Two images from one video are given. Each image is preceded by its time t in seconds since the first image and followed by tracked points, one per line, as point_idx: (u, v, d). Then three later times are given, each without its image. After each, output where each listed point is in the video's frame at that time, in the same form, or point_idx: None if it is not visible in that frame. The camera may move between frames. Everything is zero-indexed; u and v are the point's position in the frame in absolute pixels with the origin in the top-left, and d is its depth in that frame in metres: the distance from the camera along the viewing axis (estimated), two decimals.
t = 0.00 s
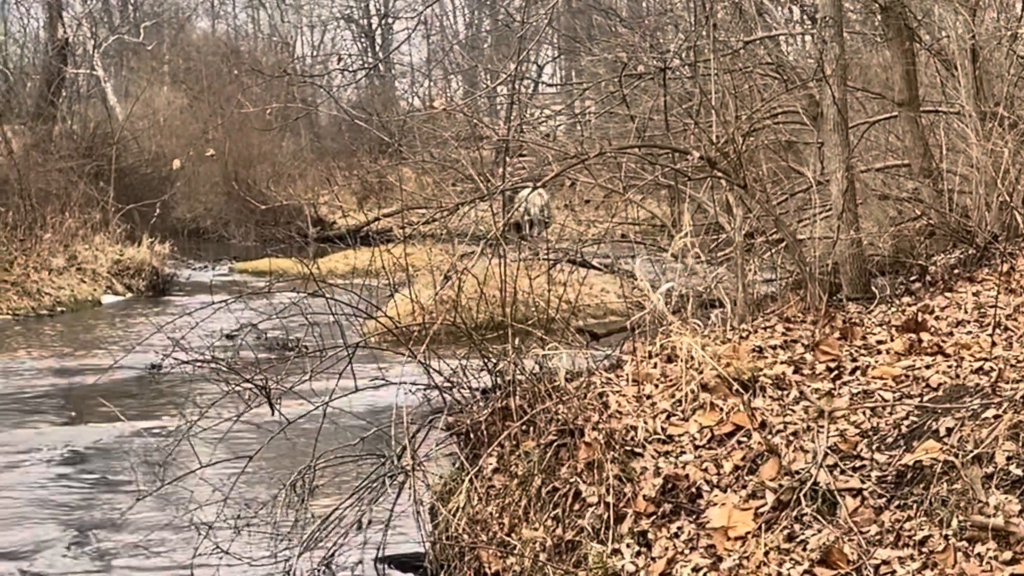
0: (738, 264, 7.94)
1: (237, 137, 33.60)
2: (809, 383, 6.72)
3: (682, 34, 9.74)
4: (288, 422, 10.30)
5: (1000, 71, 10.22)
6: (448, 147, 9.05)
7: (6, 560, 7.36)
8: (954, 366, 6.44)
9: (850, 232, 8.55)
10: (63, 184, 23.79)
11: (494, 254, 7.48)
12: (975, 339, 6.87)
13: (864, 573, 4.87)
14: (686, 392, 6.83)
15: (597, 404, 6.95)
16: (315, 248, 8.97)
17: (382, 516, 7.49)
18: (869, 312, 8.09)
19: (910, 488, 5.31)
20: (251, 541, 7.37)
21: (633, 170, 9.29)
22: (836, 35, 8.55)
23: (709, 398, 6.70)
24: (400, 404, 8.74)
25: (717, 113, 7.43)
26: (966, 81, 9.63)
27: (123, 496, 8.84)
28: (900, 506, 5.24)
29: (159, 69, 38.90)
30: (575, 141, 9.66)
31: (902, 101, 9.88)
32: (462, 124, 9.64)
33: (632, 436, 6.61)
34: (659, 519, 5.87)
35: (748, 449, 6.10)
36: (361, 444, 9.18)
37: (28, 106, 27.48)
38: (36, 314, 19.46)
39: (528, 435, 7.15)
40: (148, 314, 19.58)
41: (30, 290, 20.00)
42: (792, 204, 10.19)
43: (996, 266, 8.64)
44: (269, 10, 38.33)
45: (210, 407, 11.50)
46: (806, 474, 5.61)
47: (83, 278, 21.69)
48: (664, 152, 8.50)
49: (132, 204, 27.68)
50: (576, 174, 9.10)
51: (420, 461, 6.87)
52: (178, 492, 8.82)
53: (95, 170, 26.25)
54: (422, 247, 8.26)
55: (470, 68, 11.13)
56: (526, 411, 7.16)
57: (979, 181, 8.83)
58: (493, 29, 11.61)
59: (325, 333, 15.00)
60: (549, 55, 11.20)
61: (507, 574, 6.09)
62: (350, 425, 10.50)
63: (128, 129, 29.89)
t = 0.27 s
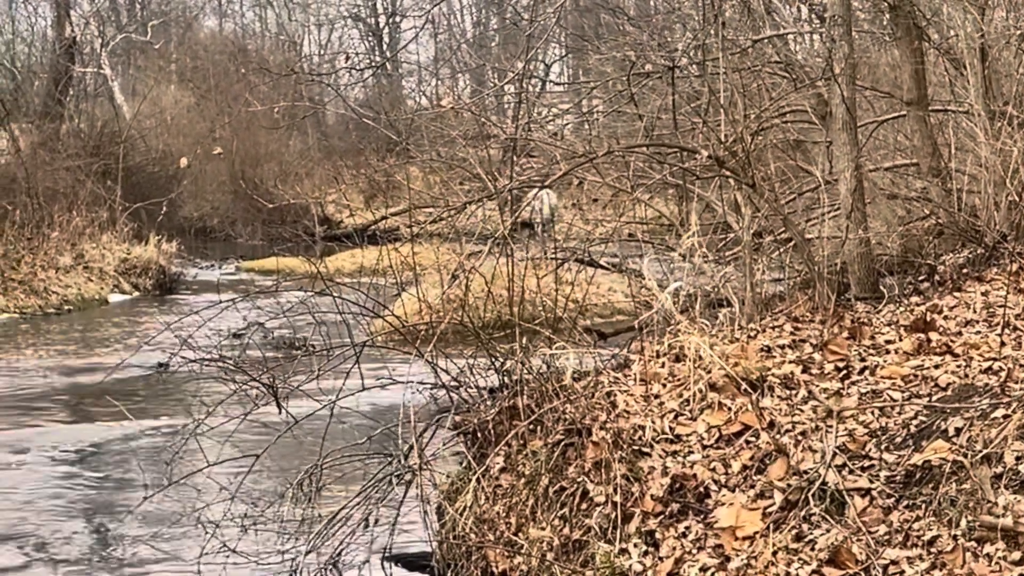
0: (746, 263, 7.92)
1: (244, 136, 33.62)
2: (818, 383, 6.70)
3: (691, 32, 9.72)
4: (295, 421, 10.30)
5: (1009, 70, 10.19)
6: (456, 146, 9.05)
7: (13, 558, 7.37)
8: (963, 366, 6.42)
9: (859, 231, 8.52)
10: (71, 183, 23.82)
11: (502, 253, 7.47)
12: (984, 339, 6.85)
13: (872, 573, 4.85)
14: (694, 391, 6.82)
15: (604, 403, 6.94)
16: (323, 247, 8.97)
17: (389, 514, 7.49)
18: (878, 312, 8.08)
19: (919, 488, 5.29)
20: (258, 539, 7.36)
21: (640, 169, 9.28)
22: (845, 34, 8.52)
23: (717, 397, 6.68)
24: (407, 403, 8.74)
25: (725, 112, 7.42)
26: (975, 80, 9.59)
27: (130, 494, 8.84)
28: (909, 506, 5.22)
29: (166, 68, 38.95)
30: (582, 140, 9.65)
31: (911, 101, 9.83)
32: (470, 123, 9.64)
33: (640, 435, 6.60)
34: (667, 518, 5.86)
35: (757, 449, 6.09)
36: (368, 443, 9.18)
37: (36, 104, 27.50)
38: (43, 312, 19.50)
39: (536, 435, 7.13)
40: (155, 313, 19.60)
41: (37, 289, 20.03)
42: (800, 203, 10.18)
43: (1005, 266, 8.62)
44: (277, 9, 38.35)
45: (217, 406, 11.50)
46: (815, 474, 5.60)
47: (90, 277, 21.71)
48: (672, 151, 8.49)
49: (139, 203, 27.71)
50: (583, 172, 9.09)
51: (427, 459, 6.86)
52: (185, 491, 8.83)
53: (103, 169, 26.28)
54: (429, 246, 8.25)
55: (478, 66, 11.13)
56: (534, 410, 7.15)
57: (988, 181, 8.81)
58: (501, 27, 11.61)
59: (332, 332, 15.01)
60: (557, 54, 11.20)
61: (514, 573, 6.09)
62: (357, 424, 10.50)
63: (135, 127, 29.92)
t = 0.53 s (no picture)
0: (755, 262, 7.91)
1: (252, 135, 33.66)
2: (828, 382, 6.70)
3: (700, 32, 9.72)
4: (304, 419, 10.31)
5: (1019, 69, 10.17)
6: (465, 145, 9.05)
7: (23, 556, 7.39)
8: (974, 366, 6.41)
9: (869, 231, 8.52)
10: (79, 182, 23.85)
11: (512, 253, 7.47)
12: (994, 339, 6.84)
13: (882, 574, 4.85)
14: (703, 391, 6.82)
15: (614, 403, 6.94)
16: (332, 246, 8.98)
17: (398, 514, 7.49)
18: (887, 311, 8.07)
19: (930, 488, 5.29)
20: (268, 537, 7.38)
21: (649, 167, 9.28)
22: (855, 33, 8.50)
23: (727, 396, 6.68)
24: (416, 402, 8.75)
25: (735, 112, 7.41)
26: (985, 80, 9.54)
27: (139, 492, 8.86)
28: (919, 506, 5.22)
29: (175, 67, 39.01)
30: (592, 139, 9.65)
31: (921, 100, 9.81)
32: (479, 121, 9.64)
33: (650, 435, 6.60)
34: (676, 518, 5.86)
35: (767, 448, 6.09)
36: (377, 442, 9.20)
37: (44, 103, 27.55)
38: (52, 311, 19.55)
39: (545, 434, 7.14)
40: (163, 312, 19.64)
41: (45, 287, 20.06)
42: (809, 202, 10.17)
43: (1015, 266, 8.61)
44: (284, 8, 38.39)
45: (226, 404, 11.52)
46: (825, 474, 5.60)
47: (98, 276, 21.75)
48: (682, 149, 8.48)
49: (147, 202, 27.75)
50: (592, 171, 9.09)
51: (437, 458, 6.86)
52: (194, 489, 8.84)
53: (111, 167, 26.32)
54: (438, 245, 8.25)
55: (486, 66, 11.15)
56: (543, 409, 7.15)
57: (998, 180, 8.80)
58: (510, 27, 11.62)
59: (340, 330, 15.04)
60: (565, 53, 11.22)
61: (523, 572, 6.09)
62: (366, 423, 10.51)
63: (144, 126, 29.96)
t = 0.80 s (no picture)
0: (766, 261, 7.90)
1: (261, 134, 33.69)
2: (839, 382, 6.69)
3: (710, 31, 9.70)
4: (314, 418, 10.32)
5: None
6: (475, 144, 9.05)
7: (34, 555, 7.40)
8: (985, 365, 6.40)
9: (880, 230, 8.51)
10: (89, 180, 23.89)
11: (522, 252, 7.47)
12: (1006, 338, 6.82)
13: (894, 574, 4.85)
14: (714, 390, 6.81)
15: (625, 402, 6.93)
16: (342, 245, 8.99)
17: (408, 513, 7.49)
18: (899, 310, 8.06)
19: (942, 488, 5.28)
20: (278, 536, 7.38)
21: (659, 166, 9.27)
22: (866, 32, 8.48)
23: (738, 395, 6.68)
24: (426, 401, 8.75)
25: (746, 111, 7.40)
26: (996, 78, 9.54)
27: (150, 491, 8.87)
28: (931, 506, 5.22)
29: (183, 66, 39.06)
30: (601, 137, 9.64)
31: (931, 98, 9.86)
32: (488, 121, 9.64)
33: (661, 434, 6.60)
34: (688, 517, 5.86)
35: (778, 447, 6.08)
36: (387, 440, 9.20)
37: (54, 102, 27.59)
38: (61, 310, 19.58)
39: (555, 432, 7.13)
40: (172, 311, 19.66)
41: (55, 286, 20.10)
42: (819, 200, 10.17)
43: None
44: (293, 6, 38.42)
45: (236, 403, 11.53)
46: (837, 473, 5.59)
47: (107, 274, 21.79)
48: (692, 148, 8.46)
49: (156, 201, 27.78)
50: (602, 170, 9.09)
51: (447, 457, 6.86)
52: (204, 488, 8.85)
53: (120, 166, 26.35)
54: (448, 244, 8.25)
55: (496, 65, 11.16)
56: (554, 408, 7.15)
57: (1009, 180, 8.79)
58: (519, 26, 11.63)
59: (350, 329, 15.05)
60: (575, 53, 11.22)
61: (533, 572, 6.09)
62: (376, 422, 10.51)
63: (153, 125, 30.00)
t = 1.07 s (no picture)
0: (777, 260, 7.89)
1: (271, 133, 33.73)
2: (851, 381, 6.69)
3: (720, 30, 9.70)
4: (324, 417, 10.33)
5: None
6: (485, 143, 9.05)
7: (45, 554, 7.41)
8: (998, 364, 6.39)
9: (892, 229, 8.50)
10: (98, 180, 23.92)
11: (533, 251, 7.46)
12: (1018, 337, 6.81)
13: (906, 573, 4.84)
14: (726, 390, 6.81)
15: (636, 401, 6.93)
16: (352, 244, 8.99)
17: (418, 512, 7.49)
18: (910, 310, 8.05)
19: (954, 487, 5.27)
20: (287, 535, 7.38)
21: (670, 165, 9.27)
22: (877, 30, 8.46)
23: (750, 395, 6.67)
24: (437, 400, 8.76)
25: (757, 110, 7.38)
26: (1007, 77, 9.52)
27: (159, 490, 8.88)
28: (943, 506, 5.21)
29: (192, 65, 39.11)
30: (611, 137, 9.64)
31: (942, 97, 9.82)
32: (498, 120, 9.65)
33: (672, 433, 6.60)
34: (699, 517, 5.85)
35: (789, 447, 6.07)
36: (398, 439, 9.21)
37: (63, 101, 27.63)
38: (71, 309, 19.61)
39: (566, 432, 7.13)
40: (181, 310, 19.69)
41: (65, 285, 20.13)
42: (830, 199, 10.16)
43: None
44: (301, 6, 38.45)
45: (246, 402, 11.54)
46: (849, 472, 5.59)
47: (117, 274, 21.81)
48: (702, 147, 8.45)
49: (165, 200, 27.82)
50: (613, 169, 9.08)
51: (457, 456, 6.86)
52: (214, 487, 8.86)
53: (130, 165, 26.39)
54: (458, 243, 8.25)
55: (505, 64, 11.17)
56: (564, 408, 7.15)
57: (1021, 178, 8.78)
58: (529, 25, 11.64)
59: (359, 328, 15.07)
60: (584, 52, 11.23)
61: (544, 571, 6.09)
62: (386, 421, 10.52)
63: (162, 125, 30.03)
